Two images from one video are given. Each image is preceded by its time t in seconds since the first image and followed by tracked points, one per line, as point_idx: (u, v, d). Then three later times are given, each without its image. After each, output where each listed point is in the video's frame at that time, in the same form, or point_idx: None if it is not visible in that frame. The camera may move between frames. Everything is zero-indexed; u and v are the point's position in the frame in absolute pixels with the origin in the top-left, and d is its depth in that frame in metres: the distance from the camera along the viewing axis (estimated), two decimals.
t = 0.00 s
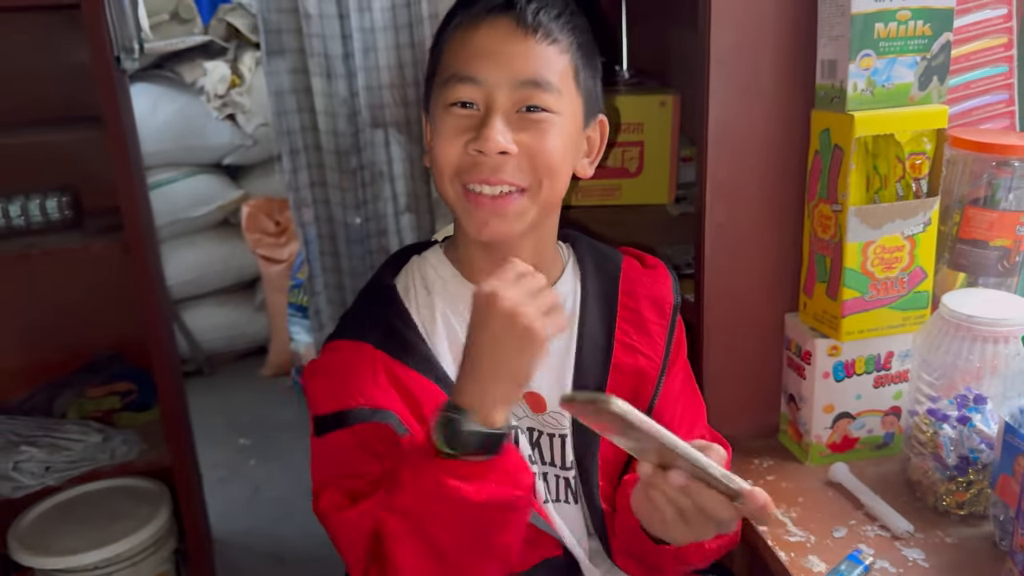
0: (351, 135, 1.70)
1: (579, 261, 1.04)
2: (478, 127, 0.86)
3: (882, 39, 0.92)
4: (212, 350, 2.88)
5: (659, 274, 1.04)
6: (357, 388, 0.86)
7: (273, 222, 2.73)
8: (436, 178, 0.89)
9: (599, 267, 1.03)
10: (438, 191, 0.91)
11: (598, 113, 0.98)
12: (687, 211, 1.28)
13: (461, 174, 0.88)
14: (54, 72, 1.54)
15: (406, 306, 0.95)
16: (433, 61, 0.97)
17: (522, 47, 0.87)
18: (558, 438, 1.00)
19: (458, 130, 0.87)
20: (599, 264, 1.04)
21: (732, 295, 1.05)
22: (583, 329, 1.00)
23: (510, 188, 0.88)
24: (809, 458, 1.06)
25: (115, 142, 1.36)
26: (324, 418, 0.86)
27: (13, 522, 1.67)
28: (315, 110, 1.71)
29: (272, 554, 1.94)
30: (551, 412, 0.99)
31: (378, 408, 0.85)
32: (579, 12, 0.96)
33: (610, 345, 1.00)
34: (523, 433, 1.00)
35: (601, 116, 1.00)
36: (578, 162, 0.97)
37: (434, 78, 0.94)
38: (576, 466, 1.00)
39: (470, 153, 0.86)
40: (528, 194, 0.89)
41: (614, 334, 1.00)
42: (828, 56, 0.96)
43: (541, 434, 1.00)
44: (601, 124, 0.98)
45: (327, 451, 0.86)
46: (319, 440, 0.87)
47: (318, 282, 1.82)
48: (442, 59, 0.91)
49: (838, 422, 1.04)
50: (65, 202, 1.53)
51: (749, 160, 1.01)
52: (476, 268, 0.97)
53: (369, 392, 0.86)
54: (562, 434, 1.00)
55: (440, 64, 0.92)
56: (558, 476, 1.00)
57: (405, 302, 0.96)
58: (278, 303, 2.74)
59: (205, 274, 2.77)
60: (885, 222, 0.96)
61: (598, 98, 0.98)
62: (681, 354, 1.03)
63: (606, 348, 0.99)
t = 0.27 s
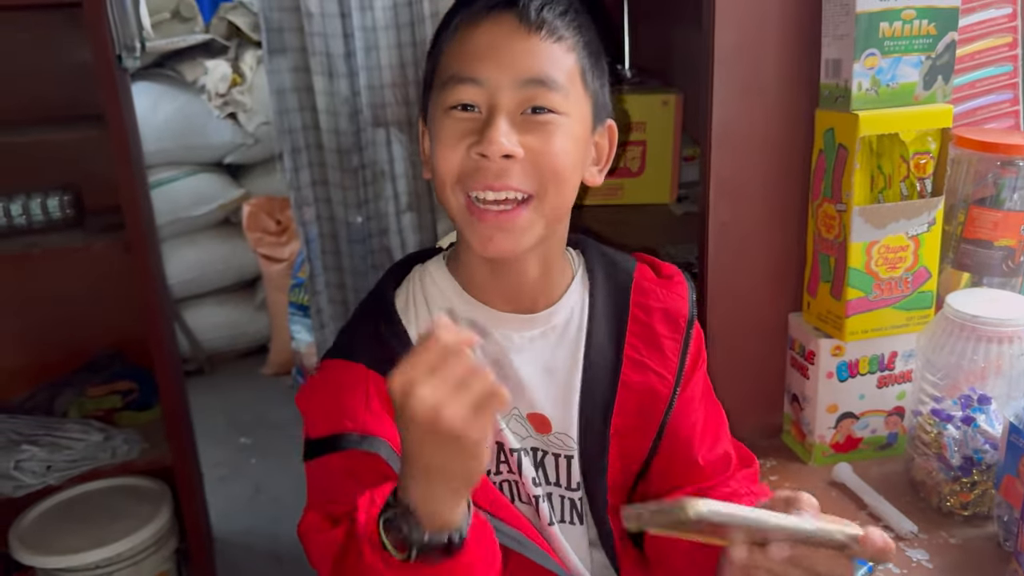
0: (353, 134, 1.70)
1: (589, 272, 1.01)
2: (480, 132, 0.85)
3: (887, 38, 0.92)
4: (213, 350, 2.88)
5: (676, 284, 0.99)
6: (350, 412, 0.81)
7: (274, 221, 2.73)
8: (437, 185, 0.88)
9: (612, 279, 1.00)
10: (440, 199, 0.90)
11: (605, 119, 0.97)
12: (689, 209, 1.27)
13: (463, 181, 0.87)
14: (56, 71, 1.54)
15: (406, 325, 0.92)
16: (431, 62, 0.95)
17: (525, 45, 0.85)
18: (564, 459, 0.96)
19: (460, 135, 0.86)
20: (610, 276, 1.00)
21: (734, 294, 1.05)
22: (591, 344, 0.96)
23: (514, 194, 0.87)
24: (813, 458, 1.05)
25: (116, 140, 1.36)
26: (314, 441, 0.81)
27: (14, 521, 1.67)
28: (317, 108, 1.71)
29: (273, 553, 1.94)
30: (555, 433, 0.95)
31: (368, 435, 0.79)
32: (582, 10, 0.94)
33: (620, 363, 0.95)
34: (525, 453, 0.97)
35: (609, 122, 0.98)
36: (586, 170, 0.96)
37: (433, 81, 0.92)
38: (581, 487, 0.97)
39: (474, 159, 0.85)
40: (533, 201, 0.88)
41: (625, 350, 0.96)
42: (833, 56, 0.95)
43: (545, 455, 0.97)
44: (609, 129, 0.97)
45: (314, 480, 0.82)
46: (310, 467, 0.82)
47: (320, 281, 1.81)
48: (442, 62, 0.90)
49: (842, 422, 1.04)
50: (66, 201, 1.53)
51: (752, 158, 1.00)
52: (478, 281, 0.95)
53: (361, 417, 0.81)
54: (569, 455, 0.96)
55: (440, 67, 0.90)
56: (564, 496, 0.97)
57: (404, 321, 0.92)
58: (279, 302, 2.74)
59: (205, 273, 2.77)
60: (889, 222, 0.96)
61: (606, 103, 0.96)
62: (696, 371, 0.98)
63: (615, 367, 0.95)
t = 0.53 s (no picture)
0: (351, 132, 1.69)
1: (610, 288, 0.95)
2: (506, 163, 0.79)
3: (886, 35, 0.92)
4: (212, 347, 2.88)
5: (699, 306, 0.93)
6: (356, 442, 0.80)
7: (273, 219, 2.73)
8: (464, 221, 0.83)
9: (632, 300, 0.93)
10: (466, 233, 0.85)
11: (637, 137, 0.90)
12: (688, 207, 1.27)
13: (491, 215, 0.81)
14: (53, 68, 1.53)
15: (415, 344, 0.89)
16: (444, 81, 0.88)
17: (550, 64, 0.79)
18: (577, 486, 0.91)
19: (484, 168, 0.80)
20: (632, 297, 0.94)
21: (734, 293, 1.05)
22: (610, 368, 0.90)
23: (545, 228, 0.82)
24: (811, 457, 1.05)
25: (114, 138, 1.36)
26: (318, 470, 0.81)
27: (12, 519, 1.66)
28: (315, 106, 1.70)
29: (271, 551, 1.94)
30: (570, 460, 0.90)
31: (376, 468, 0.79)
32: (607, 17, 0.88)
33: (640, 387, 0.90)
34: (536, 480, 0.91)
35: (641, 140, 0.91)
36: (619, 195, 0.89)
37: (449, 105, 0.86)
38: (593, 514, 0.92)
39: (501, 193, 0.80)
40: (566, 235, 0.82)
41: (646, 374, 0.90)
42: (832, 53, 0.95)
43: (557, 481, 0.91)
44: (641, 149, 0.90)
45: (325, 506, 0.83)
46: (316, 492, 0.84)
47: (318, 278, 1.81)
48: (458, 87, 0.84)
49: (840, 421, 1.04)
50: (63, 198, 1.53)
51: (750, 155, 1.00)
52: (498, 303, 0.91)
53: (369, 448, 0.80)
54: (583, 483, 0.91)
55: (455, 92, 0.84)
56: (575, 523, 0.93)
57: (414, 339, 0.89)
58: (278, 300, 2.74)
59: (204, 271, 2.77)
60: (888, 220, 0.95)
61: (637, 120, 0.89)
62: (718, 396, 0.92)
63: (635, 391, 0.90)
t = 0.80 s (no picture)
0: (348, 130, 1.69)
1: (621, 292, 0.94)
2: (535, 183, 0.76)
3: (884, 33, 0.91)
4: (209, 346, 2.87)
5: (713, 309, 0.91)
6: (356, 451, 0.79)
7: (269, 217, 2.72)
8: (487, 244, 0.80)
9: (646, 304, 0.92)
10: (486, 253, 0.81)
11: (645, 143, 0.89)
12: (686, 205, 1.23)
13: (517, 239, 0.79)
14: (48, 65, 1.52)
15: (417, 348, 0.87)
16: (451, 90, 0.83)
17: (572, 78, 0.76)
18: (587, 493, 0.91)
19: (510, 188, 0.77)
20: (644, 300, 0.93)
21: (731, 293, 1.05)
22: (622, 374, 0.89)
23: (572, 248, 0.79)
24: (808, 456, 1.05)
25: (109, 135, 1.35)
26: (316, 478, 0.80)
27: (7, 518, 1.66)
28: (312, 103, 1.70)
29: (267, 550, 1.94)
30: (580, 467, 0.90)
31: (377, 479, 0.78)
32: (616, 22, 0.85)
33: (652, 393, 0.89)
34: (543, 489, 0.90)
35: (647, 145, 0.90)
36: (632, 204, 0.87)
37: (459, 119, 0.82)
38: (603, 519, 0.91)
39: (530, 215, 0.77)
40: (592, 253, 0.81)
41: (658, 379, 0.89)
42: (829, 50, 0.94)
43: (566, 488, 0.91)
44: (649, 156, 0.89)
45: (321, 515, 0.82)
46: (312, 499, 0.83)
47: (315, 276, 1.81)
48: (472, 101, 0.79)
49: (839, 420, 1.03)
50: (59, 196, 1.52)
51: (747, 153, 1.00)
52: (507, 312, 0.90)
53: (370, 458, 0.79)
54: (596, 490, 0.90)
55: (468, 106, 0.80)
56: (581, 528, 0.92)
57: (417, 344, 0.88)
58: (275, 299, 2.73)
59: (201, 270, 2.76)
60: (885, 218, 0.95)
61: (647, 125, 0.88)
62: (729, 401, 0.91)
63: (647, 398, 0.89)
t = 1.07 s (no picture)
0: (345, 128, 1.68)
1: (615, 291, 0.93)
2: (545, 189, 0.76)
3: (882, 30, 0.91)
4: (206, 344, 2.86)
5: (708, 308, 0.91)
6: (349, 452, 0.79)
7: (266, 215, 2.71)
8: (497, 251, 0.79)
9: (640, 303, 0.92)
10: (493, 259, 0.80)
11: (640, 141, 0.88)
12: (683, 204, 1.24)
13: (528, 247, 0.78)
14: (44, 62, 1.52)
15: (411, 351, 0.87)
16: (452, 93, 0.82)
17: (579, 83, 0.76)
18: (584, 493, 0.91)
19: (519, 194, 0.77)
20: (638, 299, 0.92)
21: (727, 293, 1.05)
22: (617, 374, 0.89)
23: (580, 253, 0.78)
24: (806, 455, 1.05)
25: (105, 133, 1.34)
26: (310, 479, 0.79)
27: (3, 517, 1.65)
28: (309, 101, 1.69)
29: (264, 549, 1.93)
30: (576, 466, 0.90)
31: (370, 481, 0.78)
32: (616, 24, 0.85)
33: (647, 392, 0.89)
34: (538, 490, 0.90)
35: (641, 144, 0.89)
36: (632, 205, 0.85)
37: (463, 123, 0.81)
38: (599, 519, 0.91)
39: (541, 222, 0.76)
40: (597, 257, 0.79)
41: (652, 377, 0.89)
42: (827, 48, 0.94)
43: (562, 488, 0.91)
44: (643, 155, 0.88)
45: (314, 518, 0.82)
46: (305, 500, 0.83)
47: (312, 275, 1.82)
48: (477, 106, 0.79)
49: (836, 419, 1.03)
50: (54, 194, 1.52)
51: (745, 152, 0.99)
52: (501, 314, 0.89)
53: (363, 459, 0.79)
54: (592, 489, 0.90)
55: (473, 111, 0.79)
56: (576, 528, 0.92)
57: (412, 346, 0.88)
58: (272, 297, 2.73)
59: (198, 268, 2.75)
60: (883, 216, 0.95)
61: (643, 124, 0.87)
62: (723, 400, 0.90)
63: (642, 396, 0.89)
